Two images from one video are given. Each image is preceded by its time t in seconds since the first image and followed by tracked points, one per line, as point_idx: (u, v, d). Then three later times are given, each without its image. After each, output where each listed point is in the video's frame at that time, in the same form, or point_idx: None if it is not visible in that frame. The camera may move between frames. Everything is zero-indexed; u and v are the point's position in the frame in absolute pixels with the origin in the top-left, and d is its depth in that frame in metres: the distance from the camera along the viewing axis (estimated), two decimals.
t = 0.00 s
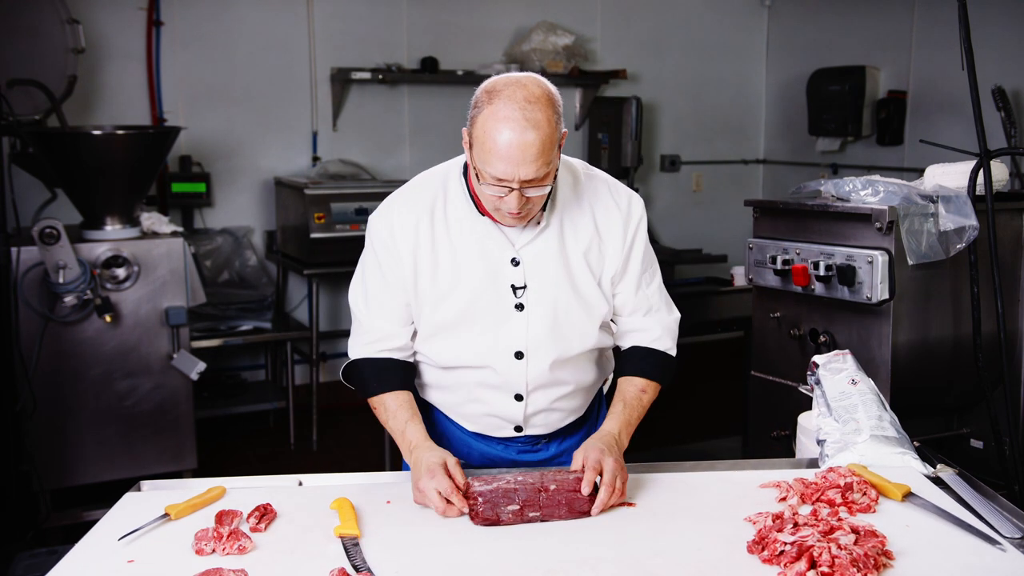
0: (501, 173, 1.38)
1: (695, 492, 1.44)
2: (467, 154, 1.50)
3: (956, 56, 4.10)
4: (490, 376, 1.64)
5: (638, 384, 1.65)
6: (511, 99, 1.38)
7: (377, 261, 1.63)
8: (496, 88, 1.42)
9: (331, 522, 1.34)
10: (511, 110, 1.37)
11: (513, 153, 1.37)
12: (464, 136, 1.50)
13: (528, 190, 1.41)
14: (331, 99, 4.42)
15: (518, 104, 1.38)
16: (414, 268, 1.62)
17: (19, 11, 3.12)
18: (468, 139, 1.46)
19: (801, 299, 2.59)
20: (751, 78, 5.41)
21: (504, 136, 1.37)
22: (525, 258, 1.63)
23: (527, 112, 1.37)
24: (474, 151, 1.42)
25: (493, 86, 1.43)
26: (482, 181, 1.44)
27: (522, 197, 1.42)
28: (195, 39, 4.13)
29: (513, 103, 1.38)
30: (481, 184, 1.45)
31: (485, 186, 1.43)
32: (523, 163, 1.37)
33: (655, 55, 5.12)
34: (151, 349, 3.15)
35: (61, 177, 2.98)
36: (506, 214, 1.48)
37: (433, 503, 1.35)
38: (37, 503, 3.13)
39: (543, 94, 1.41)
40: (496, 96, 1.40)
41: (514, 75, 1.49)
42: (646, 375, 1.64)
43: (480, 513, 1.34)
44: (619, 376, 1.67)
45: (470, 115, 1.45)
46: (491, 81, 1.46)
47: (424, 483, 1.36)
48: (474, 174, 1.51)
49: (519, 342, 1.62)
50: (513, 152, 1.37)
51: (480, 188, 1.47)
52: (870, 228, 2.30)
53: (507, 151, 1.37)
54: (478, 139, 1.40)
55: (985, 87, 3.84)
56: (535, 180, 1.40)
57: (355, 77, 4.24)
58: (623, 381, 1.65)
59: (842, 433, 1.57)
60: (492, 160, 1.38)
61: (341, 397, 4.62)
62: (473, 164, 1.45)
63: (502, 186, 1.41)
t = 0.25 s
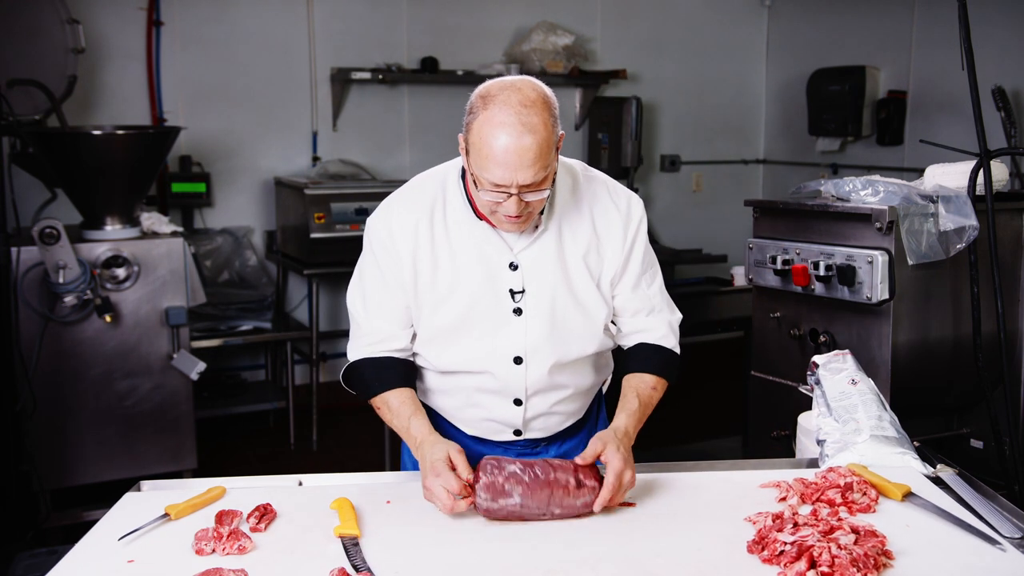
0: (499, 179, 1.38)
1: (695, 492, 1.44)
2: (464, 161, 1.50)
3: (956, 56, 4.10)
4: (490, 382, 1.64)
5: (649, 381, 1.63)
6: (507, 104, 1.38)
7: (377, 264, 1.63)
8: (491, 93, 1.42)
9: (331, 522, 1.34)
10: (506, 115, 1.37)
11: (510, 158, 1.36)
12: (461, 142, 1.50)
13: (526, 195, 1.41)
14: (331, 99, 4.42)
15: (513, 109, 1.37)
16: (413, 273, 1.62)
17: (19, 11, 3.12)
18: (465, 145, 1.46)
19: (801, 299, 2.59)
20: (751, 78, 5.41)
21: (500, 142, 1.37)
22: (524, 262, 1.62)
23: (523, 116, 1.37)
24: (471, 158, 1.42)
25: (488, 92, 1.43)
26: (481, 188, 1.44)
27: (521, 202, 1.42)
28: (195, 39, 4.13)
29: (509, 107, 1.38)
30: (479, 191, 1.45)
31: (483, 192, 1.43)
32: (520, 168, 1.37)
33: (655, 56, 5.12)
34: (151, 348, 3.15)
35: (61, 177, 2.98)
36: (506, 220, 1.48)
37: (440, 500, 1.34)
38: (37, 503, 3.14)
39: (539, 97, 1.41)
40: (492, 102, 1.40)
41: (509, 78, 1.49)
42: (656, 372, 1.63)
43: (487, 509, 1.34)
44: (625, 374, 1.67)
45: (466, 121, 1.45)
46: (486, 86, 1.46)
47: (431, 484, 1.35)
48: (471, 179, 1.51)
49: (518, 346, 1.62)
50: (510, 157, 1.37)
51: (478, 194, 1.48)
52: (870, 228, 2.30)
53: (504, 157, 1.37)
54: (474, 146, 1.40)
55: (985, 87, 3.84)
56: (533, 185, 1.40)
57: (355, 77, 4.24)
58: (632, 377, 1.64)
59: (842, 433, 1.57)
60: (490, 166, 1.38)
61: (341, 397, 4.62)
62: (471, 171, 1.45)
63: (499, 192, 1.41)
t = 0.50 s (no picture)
0: (499, 183, 1.38)
1: (695, 492, 1.44)
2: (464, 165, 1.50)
3: (956, 56, 4.10)
4: (490, 385, 1.64)
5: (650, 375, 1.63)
6: (506, 107, 1.38)
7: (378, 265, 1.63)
8: (491, 97, 1.42)
9: (331, 522, 1.34)
10: (506, 118, 1.37)
11: (510, 162, 1.36)
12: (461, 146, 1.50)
13: (527, 199, 1.41)
14: (331, 99, 4.42)
15: (513, 113, 1.37)
16: (414, 275, 1.61)
17: (18, 11, 3.11)
18: (465, 150, 1.46)
19: (801, 299, 2.59)
20: (751, 78, 5.41)
21: (500, 145, 1.37)
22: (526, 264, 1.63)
23: (522, 119, 1.37)
24: (471, 162, 1.42)
25: (487, 95, 1.43)
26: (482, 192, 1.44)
27: (522, 205, 1.42)
28: (195, 39, 4.13)
29: (508, 110, 1.38)
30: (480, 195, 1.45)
31: (484, 196, 1.43)
32: (521, 171, 1.37)
33: (655, 56, 5.12)
34: (151, 348, 3.15)
35: (61, 177, 2.98)
36: (507, 223, 1.48)
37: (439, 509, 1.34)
38: (37, 503, 3.14)
39: (538, 99, 1.41)
40: (491, 105, 1.40)
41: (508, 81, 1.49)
42: (657, 367, 1.63)
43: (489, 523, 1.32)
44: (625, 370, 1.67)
45: (465, 126, 1.45)
46: (485, 90, 1.46)
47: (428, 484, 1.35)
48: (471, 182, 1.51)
49: (519, 350, 1.62)
50: (511, 161, 1.36)
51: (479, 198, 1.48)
52: (870, 228, 2.30)
53: (505, 160, 1.37)
54: (475, 150, 1.40)
55: (985, 87, 3.84)
56: (534, 188, 1.40)
57: (355, 77, 4.24)
58: (633, 373, 1.64)
59: (842, 434, 1.57)
60: (490, 170, 1.38)
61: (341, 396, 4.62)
62: (472, 175, 1.45)
63: (501, 196, 1.41)
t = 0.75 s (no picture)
0: (500, 184, 1.38)
1: (695, 493, 1.44)
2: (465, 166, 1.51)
3: (956, 56, 4.10)
4: (490, 384, 1.65)
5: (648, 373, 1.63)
6: (507, 109, 1.38)
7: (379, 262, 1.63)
8: (492, 98, 1.42)
9: (331, 522, 1.34)
10: (507, 120, 1.37)
11: (510, 164, 1.36)
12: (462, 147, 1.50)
13: (527, 201, 1.41)
14: (331, 99, 4.42)
15: (514, 115, 1.37)
16: (415, 274, 1.61)
17: (18, 11, 3.11)
18: (466, 151, 1.46)
19: (800, 299, 2.59)
20: (751, 78, 5.41)
21: (501, 147, 1.37)
22: (527, 264, 1.63)
23: (524, 121, 1.37)
24: (472, 163, 1.42)
25: (489, 96, 1.43)
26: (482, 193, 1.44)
27: (523, 207, 1.42)
28: (194, 39, 4.13)
29: (510, 112, 1.38)
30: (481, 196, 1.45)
31: (485, 197, 1.43)
32: (522, 173, 1.37)
33: (655, 56, 5.12)
34: (151, 348, 3.15)
35: (61, 177, 2.98)
36: (507, 225, 1.48)
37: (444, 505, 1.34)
38: (37, 503, 3.14)
39: (540, 102, 1.41)
40: (492, 107, 1.40)
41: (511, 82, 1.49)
42: (655, 366, 1.64)
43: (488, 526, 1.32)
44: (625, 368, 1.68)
45: (467, 127, 1.45)
46: (486, 91, 1.46)
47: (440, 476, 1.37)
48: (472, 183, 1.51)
49: (519, 350, 1.62)
50: (511, 163, 1.36)
51: (479, 200, 1.48)
52: (870, 228, 2.30)
53: (506, 162, 1.37)
54: (475, 151, 1.40)
55: (985, 87, 3.84)
56: (535, 190, 1.40)
57: (355, 77, 4.24)
58: (630, 371, 1.65)
59: (842, 433, 1.57)
60: (491, 172, 1.38)
61: (341, 396, 4.62)
62: (472, 176, 1.45)
63: (501, 197, 1.41)
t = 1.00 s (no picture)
0: (506, 182, 1.38)
1: (695, 492, 1.44)
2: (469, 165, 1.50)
3: (956, 56, 4.10)
4: (491, 383, 1.64)
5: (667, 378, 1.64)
6: (513, 107, 1.38)
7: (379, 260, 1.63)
8: (497, 96, 1.42)
9: (331, 522, 1.34)
10: (513, 118, 1.37)
11: (516, 161, 1.36)
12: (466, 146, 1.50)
13: (532, 199, 1.41)
14: (331, 99, 4.42)
15: (519, 113, 1.37)
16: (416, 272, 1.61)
17: (18, 11, 3.11)
18: (471, 149, 1.46)
19: (800, 299, 2.59)
20: (751, 78, 5.41)
21: (507, 145, 1.37)
22: (529, 262, 1.62)
23: (529, 119, 1.37)
24: (477, 161, 1.42)
25: (494, 95, 1.43)
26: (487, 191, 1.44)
27: (528, 205, 1.42)
28: (194, 39, 4.13)
29: (515, 110, 1.38)
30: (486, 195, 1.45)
31: (490, 196, 1.43)
32: (527, 171, 1.37)
33: (655, 56, 5.12)
34: (151, 348, 3.15)
35: (61, 177, 2.98)
36: (512, 223, 1.48)
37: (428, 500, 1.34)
38: (37, 503, 3.14)
39: (545, 100, 1.41)
40: (498, 105, 1.40)
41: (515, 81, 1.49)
42: (674, 370, 1.64)
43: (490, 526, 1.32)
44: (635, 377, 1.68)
45: (472, 126, 1.45)
46: (491, 90, 1.46)
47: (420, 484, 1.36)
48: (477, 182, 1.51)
49: (522, 349, 1.62)
50: (517, 161, 1.36)
51: (484, 198, 1.47)
52: (870, 227, 2.30)
53: (511, 160, 1.37)
54: (481, 149, 1.40)
55: (985, 86, 3.84)
56: (540, 188, 1.40)
57: (355, 77, 4.23)
58: (650, 376, 1.65)
59: (842, 433, 1.57)
60: (496, 170, 1.38)
61: (341, 396, 4.62)
62: (477, 175, 1.45)
63: (507, 195, 1.41)
